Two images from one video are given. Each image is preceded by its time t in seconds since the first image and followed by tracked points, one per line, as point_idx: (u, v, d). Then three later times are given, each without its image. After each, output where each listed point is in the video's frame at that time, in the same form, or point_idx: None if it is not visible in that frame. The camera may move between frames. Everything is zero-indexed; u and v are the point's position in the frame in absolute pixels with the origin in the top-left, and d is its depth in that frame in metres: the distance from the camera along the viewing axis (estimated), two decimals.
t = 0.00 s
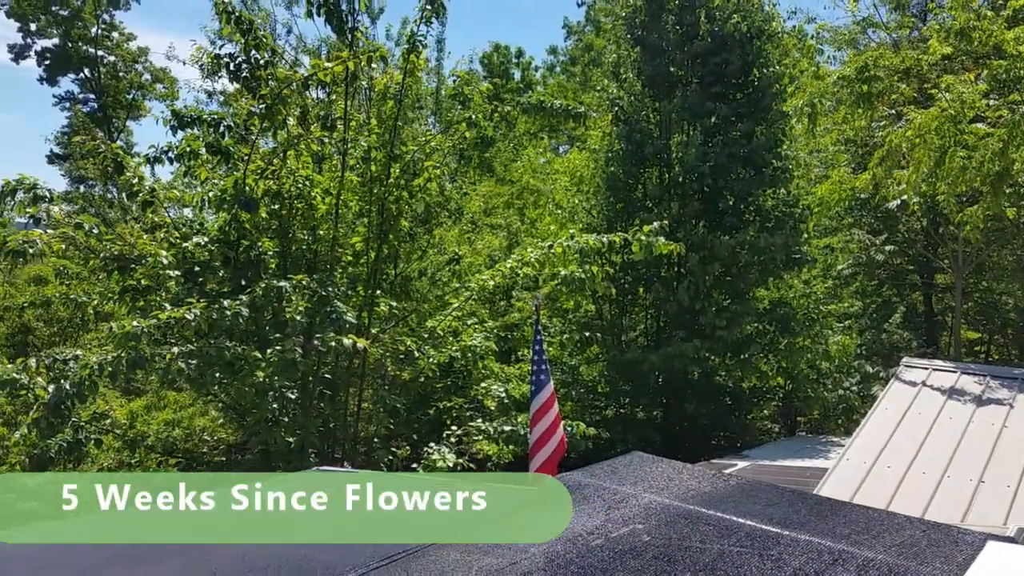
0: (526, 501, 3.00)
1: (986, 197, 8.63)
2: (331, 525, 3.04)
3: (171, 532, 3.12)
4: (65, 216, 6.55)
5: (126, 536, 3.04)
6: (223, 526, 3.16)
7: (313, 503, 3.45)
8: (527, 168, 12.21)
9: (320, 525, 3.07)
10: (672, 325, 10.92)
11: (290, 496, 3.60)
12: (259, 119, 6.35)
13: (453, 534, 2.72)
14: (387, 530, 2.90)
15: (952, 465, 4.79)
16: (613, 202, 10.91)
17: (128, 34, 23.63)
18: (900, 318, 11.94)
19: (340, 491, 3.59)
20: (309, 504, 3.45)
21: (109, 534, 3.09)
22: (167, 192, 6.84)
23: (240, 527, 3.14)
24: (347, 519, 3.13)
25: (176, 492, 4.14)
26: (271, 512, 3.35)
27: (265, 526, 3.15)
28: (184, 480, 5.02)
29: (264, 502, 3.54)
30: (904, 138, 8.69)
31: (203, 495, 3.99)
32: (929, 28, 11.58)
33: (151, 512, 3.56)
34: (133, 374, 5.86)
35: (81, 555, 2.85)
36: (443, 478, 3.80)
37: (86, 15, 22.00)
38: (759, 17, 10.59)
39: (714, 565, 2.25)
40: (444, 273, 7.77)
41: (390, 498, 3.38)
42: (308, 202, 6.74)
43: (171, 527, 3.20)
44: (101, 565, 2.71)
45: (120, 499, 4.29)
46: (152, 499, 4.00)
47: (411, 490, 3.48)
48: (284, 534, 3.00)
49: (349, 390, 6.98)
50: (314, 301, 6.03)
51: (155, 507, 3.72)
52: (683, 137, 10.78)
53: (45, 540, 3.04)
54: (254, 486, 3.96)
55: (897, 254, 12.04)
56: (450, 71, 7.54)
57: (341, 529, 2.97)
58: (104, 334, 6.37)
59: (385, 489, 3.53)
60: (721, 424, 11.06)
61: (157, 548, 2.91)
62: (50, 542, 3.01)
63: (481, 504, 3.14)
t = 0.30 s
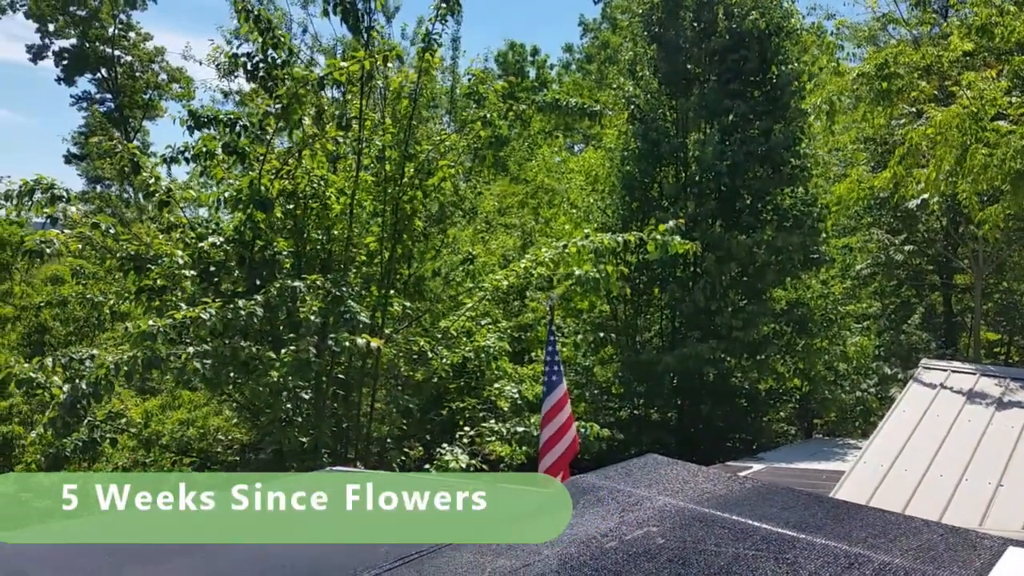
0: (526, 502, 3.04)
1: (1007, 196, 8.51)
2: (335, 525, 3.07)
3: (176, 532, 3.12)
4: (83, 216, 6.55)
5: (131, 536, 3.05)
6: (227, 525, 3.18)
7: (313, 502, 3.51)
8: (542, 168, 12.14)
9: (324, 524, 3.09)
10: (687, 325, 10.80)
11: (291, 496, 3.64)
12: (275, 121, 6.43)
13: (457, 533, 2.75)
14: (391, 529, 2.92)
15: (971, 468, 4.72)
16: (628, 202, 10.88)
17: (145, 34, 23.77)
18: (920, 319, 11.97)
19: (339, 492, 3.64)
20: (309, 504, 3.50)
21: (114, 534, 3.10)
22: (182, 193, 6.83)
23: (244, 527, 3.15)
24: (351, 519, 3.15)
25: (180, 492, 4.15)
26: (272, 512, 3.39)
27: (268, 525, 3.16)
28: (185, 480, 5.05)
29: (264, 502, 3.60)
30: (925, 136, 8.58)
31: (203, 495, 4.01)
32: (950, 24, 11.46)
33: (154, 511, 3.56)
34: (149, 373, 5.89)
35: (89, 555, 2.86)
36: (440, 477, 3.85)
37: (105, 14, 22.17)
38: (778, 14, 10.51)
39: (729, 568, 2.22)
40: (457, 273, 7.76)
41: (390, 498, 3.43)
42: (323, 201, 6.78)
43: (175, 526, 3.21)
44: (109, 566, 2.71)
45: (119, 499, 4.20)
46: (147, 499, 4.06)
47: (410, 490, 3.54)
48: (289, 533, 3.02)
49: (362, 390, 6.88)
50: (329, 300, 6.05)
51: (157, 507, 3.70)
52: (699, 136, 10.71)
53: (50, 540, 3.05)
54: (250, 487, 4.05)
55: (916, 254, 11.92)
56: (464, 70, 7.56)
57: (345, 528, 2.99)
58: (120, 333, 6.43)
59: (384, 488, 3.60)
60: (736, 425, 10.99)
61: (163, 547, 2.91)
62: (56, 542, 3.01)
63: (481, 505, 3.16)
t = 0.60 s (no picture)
0: (528, 502, 3.05)
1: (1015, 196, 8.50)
2: (336, 525, 3.06)
3: (175, 531, 3.08)
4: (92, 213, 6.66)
5: (132, 535, 2.99)
6: (229, 524, 3.13)
7: (313, 502, 3.48)
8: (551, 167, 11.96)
9: (328, 524, 3.09)
10: (694, 325, 10.82)
11: (290, 496, 3.61)
12: (283, 119, 6.49)
13: (463, 534, 2.75)
14: (395, 529, 2.92)
15: (978, 468, 4.72)
16: (636, 202, 10.89)
17: (154, 34, 23.93)
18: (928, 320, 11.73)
19: (339, 492, 3.62)
20: (309, 504, 3.47)
21: (111, 532, 3.06)
22: (192, 191, 6.93)
23: (248, 526, 3.12)
24: (354, 518, 3.15)
25: (172, 489, 3.95)
26: (272, 512, 3.34)
27: (269, 526, 3.14)
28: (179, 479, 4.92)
29: (263, 502, 3.54)
30: (932, 136, 8.58)
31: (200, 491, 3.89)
32: (958, 25, 11.45)
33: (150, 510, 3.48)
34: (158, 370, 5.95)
35: (90, 555, 2.79)
36: (436, 476, 3.86)
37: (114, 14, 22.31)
38: (786, 14, 10.52)
39: (737, 564, 2.24)
40: (465, 273, 7.82)
41: (390, 498, 3.44)
42: (332, 200, 6.76)
43: (176, 526, 3.15)
44: (114, 566, 2.66)
45: (110, 496, 3.84)
46: (139, 496, 3.83)
47: (410, 490, 3.55)
48: (294, 533, 3.00)
49: (370, 388, 7.00)
50: (337, 298, 6.10)
51: (153, 505, 3.59)
52: (707, 136, 10.72)
53: (47, 540, 2.96)
54: (250, 486, 3.94)
55: (923, 255, 11.90)
56: (473, 70, 7.59)
57: (350, 528, 2.99)
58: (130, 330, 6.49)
59: (384, 489, 3.62)
60: (743, 425, 11.00)
61: (165, 548, 2.86)
62: (53, 542, 2.93)
63: (481, 505, 3.16)
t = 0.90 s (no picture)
0: (526, 503, 3.08)
1: None
2: (335, 525, 3.10)
3: (179, 532, 3.11)
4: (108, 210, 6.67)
5: (133, 535, 3.03)
6: (230, 524, 3.18)
7: (313, 502, 3.51)
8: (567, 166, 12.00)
9: (327, 524, 3.13)
10: (710, 326, 10.81)
11: (290, 496, 3.64)
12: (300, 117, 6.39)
13: (460, 534, 2.79)
14: (394, 529, 2.96)
15: (994, 471, 4.68)
16: (653, 202, 10.88)
17: (170, 31, 24.13)
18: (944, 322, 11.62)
19: (339, 492, 3.65)
20: (309, 504, 3.50)
21: (115, 533, 3.07)
22: (208, 189, 6.99)
23: (248, 526, 3.16)
24: (354, 518, 3.19)
25: (172, 490, 3.99)
26: (272, 512, 3.37)
27: (270, 525, 3.18)
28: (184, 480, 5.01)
29: (264, 502, 3.57)
30: (948, 138, 8.51)
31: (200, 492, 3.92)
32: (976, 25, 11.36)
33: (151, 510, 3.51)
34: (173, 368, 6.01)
35: (94, 555, 2.83)
36: (435, 475, 3.89)
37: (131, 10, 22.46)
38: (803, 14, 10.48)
39: (753, 566, 2.25)
40: (481, 272, 7.85)
41: (390, 498, 3.48)
42: (348, 198, 6.78)
43: (176, 526, 3.19)
44: (115, 566, 2.70)
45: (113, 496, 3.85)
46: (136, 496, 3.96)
47: (410, 490, 3.58)
48: (294, 533, 3.05)
49: (385, 388, 7.01)
50: (353, 297, 6.15)
51: (154, 506, 3.62)
52: (724, 136, 10.70)
53: (49, 539, 3.00)
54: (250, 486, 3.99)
55: (940, 256, 11.84)
56: (490, 68, 7.60)
57: (350, 529, 3.03)
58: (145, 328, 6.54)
59: (384, 488, 3.65)
60: (758, 426, 10.98)
61: (166, 548, 2.90)
62: (55, 542, 2.97)
63: (481, 505, 3.19)
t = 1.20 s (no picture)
0: (525, 504, 3.11)
1: None
2: (341, 526, 3.13)
3: (186, 532, 3.11)
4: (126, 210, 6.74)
5: (136, 535, 3.05)
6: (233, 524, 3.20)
7: (313, 502, 3.53)
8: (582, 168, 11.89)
9: (329, 524, 3.17)
10: (725, 326, 10.79)
11: (291, 496, 3.67)
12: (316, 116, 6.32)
13: (463, 535, 2.83)
14: (397, 530, 3.00)
15: (1012, 472, 4.63)
16: (668, 202, 10.86)
17: (188, 31, 24.29)
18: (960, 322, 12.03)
19: (339, 492, 3.68)
20: (309, 504, 3.52)
21: (121, 534, 3.07)
22: (225, 188, 7.05)
23: (251, 527, 3.19)
24: (355, 519, 3.23)
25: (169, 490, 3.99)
26: (273, 512, 3.40)
27: (275, 525, 3.20)
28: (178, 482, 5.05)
29: (264, 502, 3.59)
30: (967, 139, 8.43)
31: (198, 493, 3.94)
32: (995, 26, 11.30)
33: (151, 509, 3.52)
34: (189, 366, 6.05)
35: (105, 555, 2.83)
36: (432, 474, 3.92)
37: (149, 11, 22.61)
38: (820, 15, 10.44)
39: (771, 567, 2.25)
40: (496, 272, 7.97)
41: (389, 498, 3.51)
42: (364, 198, 6.81)
43: (178, 526, 3.21)
44: (126, 567, 2.71)
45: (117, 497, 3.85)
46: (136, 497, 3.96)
47: (409, 490, 3.61)
48: (297, 533, 3.08)
49: (399, 387, 7.06)
50: (369, 297, 6.17)
51: (155, 505, 3.63)
52: (740, 136, 10.66)
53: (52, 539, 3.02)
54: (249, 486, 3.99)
55: (959, 258, 11.78)
56: (506, 69, 7.59)
57: (353, 530, 3.07)
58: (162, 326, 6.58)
59: (383, 488, 3.68)
60: (774, 428, 10.95)
61: (172, 548, 2.93)
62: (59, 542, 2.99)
63: (481, 505, 3.22)
